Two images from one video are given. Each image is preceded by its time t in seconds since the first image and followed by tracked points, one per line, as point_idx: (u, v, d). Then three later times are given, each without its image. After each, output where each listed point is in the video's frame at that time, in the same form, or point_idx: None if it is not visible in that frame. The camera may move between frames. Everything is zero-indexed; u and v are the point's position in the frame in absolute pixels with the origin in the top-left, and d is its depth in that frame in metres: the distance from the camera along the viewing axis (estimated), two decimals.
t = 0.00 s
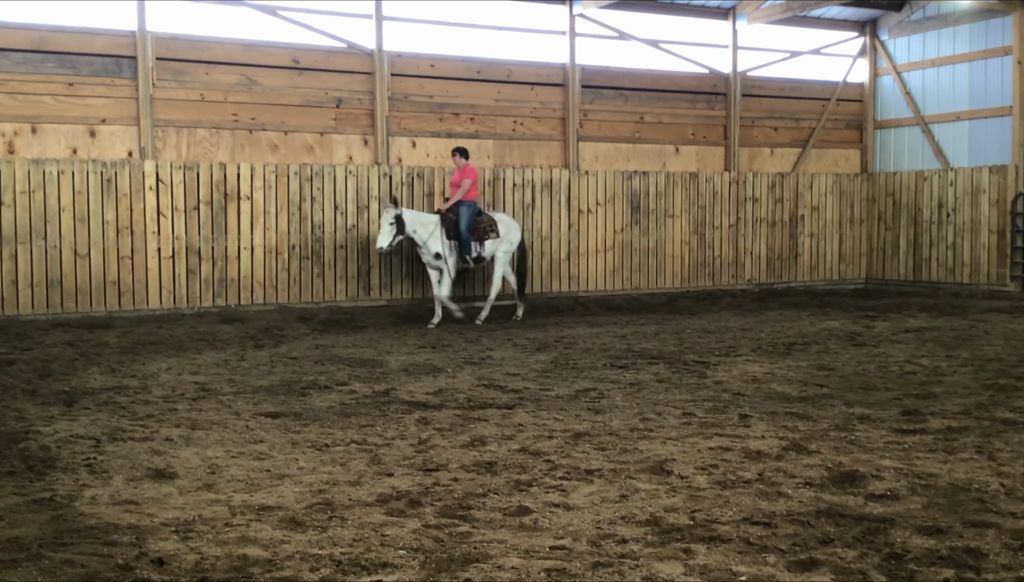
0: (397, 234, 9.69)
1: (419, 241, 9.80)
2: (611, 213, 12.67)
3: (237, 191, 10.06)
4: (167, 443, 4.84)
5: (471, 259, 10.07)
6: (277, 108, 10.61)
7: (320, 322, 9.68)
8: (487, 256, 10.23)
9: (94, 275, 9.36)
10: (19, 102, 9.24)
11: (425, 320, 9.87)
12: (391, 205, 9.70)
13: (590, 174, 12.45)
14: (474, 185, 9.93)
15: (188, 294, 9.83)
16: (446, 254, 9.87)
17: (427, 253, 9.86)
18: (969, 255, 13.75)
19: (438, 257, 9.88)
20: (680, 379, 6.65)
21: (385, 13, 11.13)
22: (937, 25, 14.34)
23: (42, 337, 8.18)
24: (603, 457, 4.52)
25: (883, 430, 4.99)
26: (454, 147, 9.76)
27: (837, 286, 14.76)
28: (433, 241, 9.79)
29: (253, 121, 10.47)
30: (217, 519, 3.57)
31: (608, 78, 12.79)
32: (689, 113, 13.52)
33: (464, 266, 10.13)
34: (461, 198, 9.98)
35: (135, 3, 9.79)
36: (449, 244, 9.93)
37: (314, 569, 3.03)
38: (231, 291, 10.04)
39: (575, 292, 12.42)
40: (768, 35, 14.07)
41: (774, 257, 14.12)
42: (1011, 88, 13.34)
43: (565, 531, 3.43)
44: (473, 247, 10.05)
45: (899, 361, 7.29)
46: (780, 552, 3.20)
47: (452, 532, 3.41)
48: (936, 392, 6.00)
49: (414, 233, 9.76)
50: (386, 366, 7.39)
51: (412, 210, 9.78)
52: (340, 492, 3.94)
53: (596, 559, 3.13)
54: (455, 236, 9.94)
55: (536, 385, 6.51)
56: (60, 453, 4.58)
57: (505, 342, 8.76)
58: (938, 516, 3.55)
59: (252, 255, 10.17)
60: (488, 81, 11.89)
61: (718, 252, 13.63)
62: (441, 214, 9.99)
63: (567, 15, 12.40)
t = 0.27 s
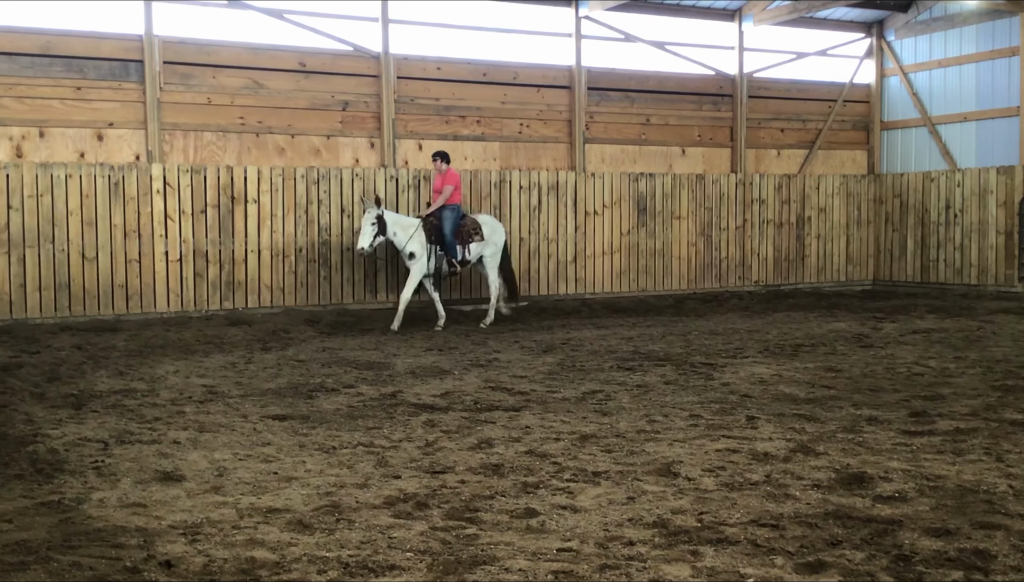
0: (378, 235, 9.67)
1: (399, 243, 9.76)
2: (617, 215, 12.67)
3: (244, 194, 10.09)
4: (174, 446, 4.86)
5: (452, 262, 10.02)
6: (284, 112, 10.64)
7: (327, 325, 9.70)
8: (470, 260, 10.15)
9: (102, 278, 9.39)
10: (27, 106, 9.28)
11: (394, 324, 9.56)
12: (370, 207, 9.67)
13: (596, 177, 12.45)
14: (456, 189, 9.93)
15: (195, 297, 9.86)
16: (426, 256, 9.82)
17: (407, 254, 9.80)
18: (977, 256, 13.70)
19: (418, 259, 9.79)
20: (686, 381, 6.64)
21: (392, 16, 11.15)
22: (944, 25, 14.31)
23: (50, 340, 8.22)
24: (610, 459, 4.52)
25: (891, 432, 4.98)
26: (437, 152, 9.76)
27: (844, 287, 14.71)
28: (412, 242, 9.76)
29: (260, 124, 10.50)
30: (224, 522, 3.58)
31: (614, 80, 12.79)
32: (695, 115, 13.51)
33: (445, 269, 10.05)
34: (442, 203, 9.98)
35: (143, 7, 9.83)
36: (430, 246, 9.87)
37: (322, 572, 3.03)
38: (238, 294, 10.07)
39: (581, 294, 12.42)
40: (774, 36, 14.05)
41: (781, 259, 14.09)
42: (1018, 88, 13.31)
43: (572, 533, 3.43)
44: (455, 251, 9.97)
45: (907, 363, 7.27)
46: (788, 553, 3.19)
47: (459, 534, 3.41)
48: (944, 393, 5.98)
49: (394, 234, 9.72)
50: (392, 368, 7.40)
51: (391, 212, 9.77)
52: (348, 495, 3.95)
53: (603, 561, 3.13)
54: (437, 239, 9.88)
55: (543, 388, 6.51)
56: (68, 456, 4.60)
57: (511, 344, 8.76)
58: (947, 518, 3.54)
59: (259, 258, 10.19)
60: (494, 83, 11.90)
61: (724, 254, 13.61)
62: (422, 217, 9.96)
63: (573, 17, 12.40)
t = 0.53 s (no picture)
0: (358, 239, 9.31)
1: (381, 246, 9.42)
2: (623, 216, 12.66)
3: (251, 195, 10.11)
4: (181, 447, 4.87)
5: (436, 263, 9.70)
6: (290, 113, 10.66)
7: (334, 326, 9.71)
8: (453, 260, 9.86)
9: (109, 279, 9.43)
10: (35, 108, 9.32)
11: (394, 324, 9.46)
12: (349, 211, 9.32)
13: (602, 178, 12.45)
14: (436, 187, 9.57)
15: (202, 298, 9.89)
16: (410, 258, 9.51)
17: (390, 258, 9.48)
18: (984, 257, 13.65)
19: (401, 262, 9.49)
20: (693, 382, 6.63)
21: (398, 18, 11.17)
22: (951, 26, 14.26)
23: (57, 341, 8.25)
24: (616, 460, 4.51)
25: (898, 433, 4.96)
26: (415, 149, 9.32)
27: (851, 289, 14.67)
28: (396, 245, 9.40)
29: (266, 126, 10.53)
30: (230, 523, 3.59)
31: (621, 81, 12.79)
32: (702, 116, 13.49)
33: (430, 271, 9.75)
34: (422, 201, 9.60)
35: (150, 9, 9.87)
36: (412, 249, 9.55)
37: (328, 573, 3.04)
38: (244, 296, 10.09)
39: (588, 295, 12.42)
40: (781, 37, 14.03)
41: (788, 260, 14.07)
42: None
43: (578, 535, 3.42)
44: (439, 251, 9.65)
45: (914, 364, 7.24)
46: (795, 556, 3.18)
47: (465, 536, 3.41)
48: (951, 395, 5.96)
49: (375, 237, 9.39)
50: (399, 369, 7.41)
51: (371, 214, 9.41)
52: (354, 496, 3.95)
53: (609, 563, 3.13)
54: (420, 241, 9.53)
55: (550, 389, 6.51)
56: (75, 457, 4.62)
57: (517, 345, 8.76)
58: (954, 519, 3.53)
59: (266, 260, 10.21)
60: (500, 84, 11.91)
61: (731, 255, 13.59)
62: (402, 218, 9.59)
63: (579, 18, 12.40)
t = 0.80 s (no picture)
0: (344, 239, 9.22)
1: (367, 246, 9.32)
2: (632, 216, 12.65)
3: (259, 195, 10.13)
4: (190, 445, 4.89)
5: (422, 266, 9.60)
6: (299, 112, 10.69)
7: (342, 325, 9.74)
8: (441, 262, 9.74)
9: (118, 278, 9.47)
10: (44, 108, 9.37)
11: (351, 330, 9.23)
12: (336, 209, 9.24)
13: (610, 177, 12.45)
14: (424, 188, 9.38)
15: (211, 297, 9.92)
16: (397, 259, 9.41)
17: (375, 259, 9.37)
18: (994, 257, 13.59)
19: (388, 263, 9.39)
20: (701, 382, 6.62)
21: (406, 17, 11.18)
22: (961, 25, 14.20)
23: (67, 340, 8.29)
24: (624, 460, 4.51)
25: (907, 434, 4.94)
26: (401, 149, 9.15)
27: (860, 289, 14.62)
28: (382, 245, 9.29)
29: (275, 125, 10.56)
30: (239, 521, 3.60)
31: (629, 80, 12.77)
32: (710, 115, 13.47)
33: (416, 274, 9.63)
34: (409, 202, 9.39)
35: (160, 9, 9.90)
36: (399, 249, 9.43)
37: (336, 571, 3.05)
38: (253, 295, 10.12)
39: (596, 295, 12.41)
40: (790, 36, 13.99)
41: (796, 259, 14.03)
42: None
43: (586, 534, 3.42)
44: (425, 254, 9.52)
45: (923, 364, 7.22)
46: (804, 556, 3.18)
47: (473, 535, 3.42)
48: (960, 395, 5.94)
49: (361, 237, 9.30)
50: (407, 368, 7.42)
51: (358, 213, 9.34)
52: (362, 495, 3.96)
53: (617, 562, 3.13)
54: (407, 241, 9.40)
55: (558, 388, 6.51)
56: (84, 455, 4.64)
57: (525, 344, 8.76)
58: (963, 520, 3.52)
59: (274, 259, 10.23)
60: (509, 84, 11.91)
61: (739, 254, 13.56)
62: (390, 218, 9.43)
63: (588, 17, 12.39)
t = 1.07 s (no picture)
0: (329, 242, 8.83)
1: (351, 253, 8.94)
2: (642, 223, 12.65)
3: (270, 202, 10.19)
4: (200, 452, 4.91)
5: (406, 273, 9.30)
6: (310, 120, 10.74)
7: (352, 332, 9.76)
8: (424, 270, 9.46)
9: (130, 285, 9.52)
10: (57, 115, 9.45)
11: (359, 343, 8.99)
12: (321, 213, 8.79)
13: (621, 185, 12.46)
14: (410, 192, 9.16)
15: (222, 304, 9.97)
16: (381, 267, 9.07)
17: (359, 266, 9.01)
18: (1006, 264, 13.52)
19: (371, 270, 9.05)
20: (711, 390, 6.60)
21: (417, 25, 11.23)
22: (972, 33, 14.15)
23: (78, 347, 8.34)
24: (634, 468, 4.50)
25: (919, 442, 4.92)
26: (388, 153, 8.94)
27: (871, 296, 14.56)
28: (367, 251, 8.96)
29: (286, 133, 10.61)
30: (249, 528, 3.61)
31: (639, 88, 12.78)
32: (720, 123, 13.46)
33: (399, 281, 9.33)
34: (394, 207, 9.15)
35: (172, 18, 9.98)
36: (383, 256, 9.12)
37: (346, 578, 3.05)
38: (263, 302, 10.16)
39: (605, 302, 12.40)
40: (800, 43, 13.97)
41: (807, 267, 13.99)
42: None
43: (596, 542, 3.42)
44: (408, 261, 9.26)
45: (935, 372, 7.18)
46: (814, 564, 3.16)
47: (483, 543, 3.42)
48: (972, 403, 5.90)
49: (346, 243, 8.91)
50: (417, 376, 7.44)
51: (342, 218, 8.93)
52: (372, 502, 3.97)
53: (627, 570, 3.12)
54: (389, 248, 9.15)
55: (567, 396, 6.50)
56: (95, 462, 4.67)
57: (535, 352, 8.76)
58: (975, 529, 3.49)
59: (284, 266, 10.27)
60: (519, 92, 11.94)
61: (750, 262, 13.52)
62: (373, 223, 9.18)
63: (598, 25, 12.42)
